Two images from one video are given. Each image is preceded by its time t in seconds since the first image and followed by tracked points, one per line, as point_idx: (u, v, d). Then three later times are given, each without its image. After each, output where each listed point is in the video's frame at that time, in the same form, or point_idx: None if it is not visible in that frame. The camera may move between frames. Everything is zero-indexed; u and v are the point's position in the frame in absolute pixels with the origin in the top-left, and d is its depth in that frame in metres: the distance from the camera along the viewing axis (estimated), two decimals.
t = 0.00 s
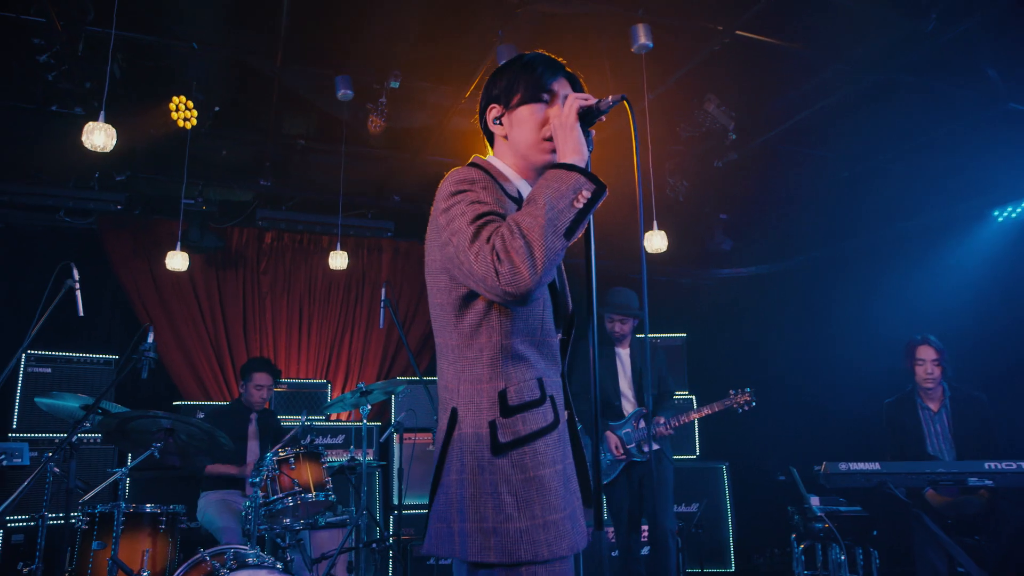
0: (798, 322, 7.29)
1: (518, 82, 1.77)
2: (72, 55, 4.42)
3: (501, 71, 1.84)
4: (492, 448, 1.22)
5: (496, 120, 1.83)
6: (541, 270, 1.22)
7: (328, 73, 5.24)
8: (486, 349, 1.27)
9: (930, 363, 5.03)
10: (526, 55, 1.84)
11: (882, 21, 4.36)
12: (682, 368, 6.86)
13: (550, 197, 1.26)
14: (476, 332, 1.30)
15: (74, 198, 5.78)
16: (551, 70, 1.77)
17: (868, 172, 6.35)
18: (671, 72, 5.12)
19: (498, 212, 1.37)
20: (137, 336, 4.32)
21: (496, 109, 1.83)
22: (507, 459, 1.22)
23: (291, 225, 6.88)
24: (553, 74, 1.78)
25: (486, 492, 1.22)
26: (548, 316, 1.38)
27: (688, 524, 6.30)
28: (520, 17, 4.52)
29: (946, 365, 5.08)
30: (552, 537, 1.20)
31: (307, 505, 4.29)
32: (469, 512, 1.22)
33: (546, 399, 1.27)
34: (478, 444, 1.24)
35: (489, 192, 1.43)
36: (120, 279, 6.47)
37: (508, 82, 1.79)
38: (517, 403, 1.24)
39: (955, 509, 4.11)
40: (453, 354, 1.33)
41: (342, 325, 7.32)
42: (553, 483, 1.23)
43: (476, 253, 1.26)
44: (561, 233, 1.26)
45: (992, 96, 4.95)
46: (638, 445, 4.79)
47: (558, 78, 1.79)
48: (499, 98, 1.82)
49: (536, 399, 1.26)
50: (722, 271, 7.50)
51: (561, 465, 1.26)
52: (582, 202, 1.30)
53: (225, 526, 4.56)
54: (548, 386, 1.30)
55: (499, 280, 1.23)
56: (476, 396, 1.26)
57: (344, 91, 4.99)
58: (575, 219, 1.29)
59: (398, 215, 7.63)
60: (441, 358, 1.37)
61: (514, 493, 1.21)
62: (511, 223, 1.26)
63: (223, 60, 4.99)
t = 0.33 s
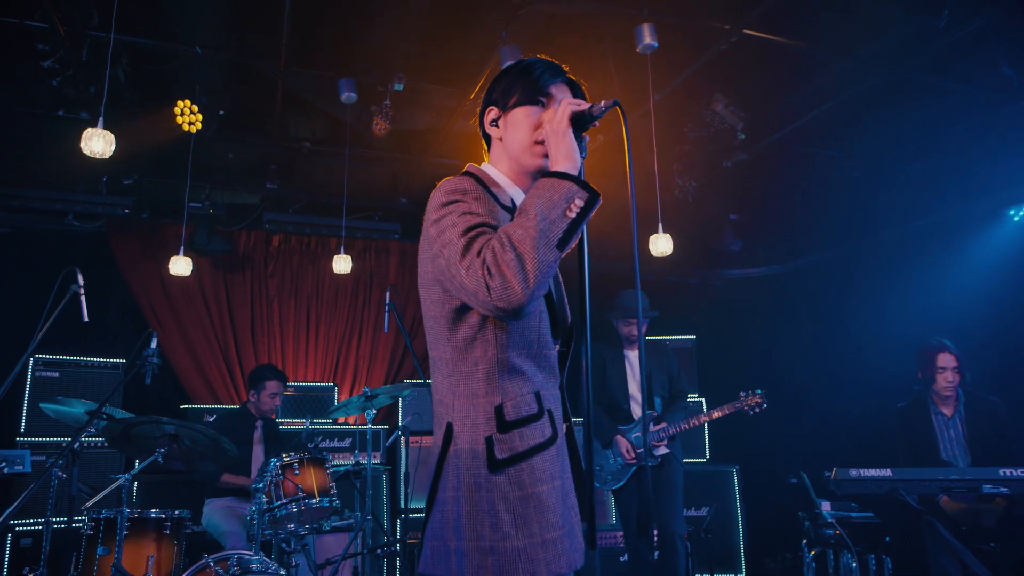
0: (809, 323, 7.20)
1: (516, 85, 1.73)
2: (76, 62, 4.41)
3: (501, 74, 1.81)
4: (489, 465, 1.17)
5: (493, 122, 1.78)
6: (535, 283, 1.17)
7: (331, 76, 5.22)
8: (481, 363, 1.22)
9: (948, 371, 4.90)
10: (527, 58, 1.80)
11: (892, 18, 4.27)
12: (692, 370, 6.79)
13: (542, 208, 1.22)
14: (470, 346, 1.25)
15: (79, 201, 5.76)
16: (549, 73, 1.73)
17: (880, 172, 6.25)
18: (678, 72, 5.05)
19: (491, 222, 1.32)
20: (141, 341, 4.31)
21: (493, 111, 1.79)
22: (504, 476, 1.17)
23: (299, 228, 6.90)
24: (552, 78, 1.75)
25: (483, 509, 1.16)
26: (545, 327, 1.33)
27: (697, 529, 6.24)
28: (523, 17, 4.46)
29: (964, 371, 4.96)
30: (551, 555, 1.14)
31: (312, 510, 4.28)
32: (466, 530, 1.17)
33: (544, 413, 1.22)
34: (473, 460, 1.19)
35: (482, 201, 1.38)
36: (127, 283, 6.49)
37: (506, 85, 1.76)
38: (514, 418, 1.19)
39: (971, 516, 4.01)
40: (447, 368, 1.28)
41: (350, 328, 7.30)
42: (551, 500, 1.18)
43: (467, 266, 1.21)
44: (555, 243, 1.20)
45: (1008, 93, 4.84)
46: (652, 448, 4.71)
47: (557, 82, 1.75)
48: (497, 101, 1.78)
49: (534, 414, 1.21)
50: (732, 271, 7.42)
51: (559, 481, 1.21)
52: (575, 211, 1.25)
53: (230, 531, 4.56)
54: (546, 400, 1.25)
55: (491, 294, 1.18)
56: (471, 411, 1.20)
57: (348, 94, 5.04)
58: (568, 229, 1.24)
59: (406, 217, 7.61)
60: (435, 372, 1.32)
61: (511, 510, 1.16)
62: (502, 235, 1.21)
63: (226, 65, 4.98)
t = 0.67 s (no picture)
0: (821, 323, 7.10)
1: (509, 94, 1.69)
2: (80, 67, 4.41)
3: (495, 81, 1.77)
4: (499, 483, 1.14)
5: (488, 130, 1.75)
6: (536, 297, 1.14)
7: (336, 79, 5.20)
8: (486, 379, 1.19)
9: (966, 372, 4.78)
10: (522, 66, 1.76)
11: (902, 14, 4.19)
12: (702, 372, 6.71)
13: (537, 221, 1.19)
14: (473, 361, 1.21)
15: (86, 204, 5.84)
16: (543, 79, 1.70)
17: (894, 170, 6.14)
18: (685, 71, 4.98)
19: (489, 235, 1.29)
20: (146, 345, 4.31)
21: (487, 119, 1.76)
22: (514, 494, 1.14)
23: (306, 231, 6.91)
24: (546, 84, 1.71)
25: (494, 529, 1.13)
26: (546, 339, 1.30)
27: (707, 532, 6.17)
28: (527, 18, 4.41)
29: (980, 375, 4.84)
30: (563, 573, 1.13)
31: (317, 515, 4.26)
32: (476, 550, 1.14)
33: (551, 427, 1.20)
34: (481, 479, 1.15)
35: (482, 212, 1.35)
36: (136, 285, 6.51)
37: (499, 93, 1.73)
38: (522, 434, 1.16)
39: (986, 524, 3.92)
40: (450, 384, 1.24)
41: (358, 330, 7.29)
42: (560, 516, 1.16)
43: (468, 284, 1.18)
44: (552, 257, 1.18)
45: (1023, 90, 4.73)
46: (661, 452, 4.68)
47: (552, 89, 1.71)
48: (490, 109, 1.75)
49: (540, 429, 1.18)
50: (744, 271, 7.34)
51: (567, 496, 1.19)
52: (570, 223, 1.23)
53: (235, 535, 4.56)
54: (552, 414, 1.22)
55: (492, 310, 1.15)
56: (477, 429, 1.17)
57: (352, 97, 4.96)
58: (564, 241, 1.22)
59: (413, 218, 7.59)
60: (436, 389, 1.28)
61: (522, 528, 1.13)
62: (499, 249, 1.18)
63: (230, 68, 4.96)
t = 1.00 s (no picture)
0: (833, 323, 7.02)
1: (501, 103, 1.72)
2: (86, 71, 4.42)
3: (487, 89, 1.80)
4: (510, 500, 1.19)
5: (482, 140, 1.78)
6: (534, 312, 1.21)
7: (340, 81, 5.18)
8: (492, 397, 1.24)
9: (981, 373, 4.69)
10: (513, 72, 1.79)
11: (913, 11, 4.11)
12: (711, 372, 6.67)
13: (529, 237, 1.27)
14: (477, 378, 1.26)
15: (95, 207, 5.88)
16: (535, 86, 1.72)
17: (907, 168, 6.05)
18: (693, 70, 4.93)
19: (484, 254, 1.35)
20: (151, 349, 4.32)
21: (480, 129, 1.79)
22: (524, 511, 1.20)
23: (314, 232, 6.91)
24: (538, 91, 1.73)
25: (507, 547, 1.19)
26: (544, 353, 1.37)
27: (716, 535, 6.13)
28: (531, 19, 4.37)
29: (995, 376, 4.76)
30: None
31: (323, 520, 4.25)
32: (489, 568, 1.19)
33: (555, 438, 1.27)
34: (491, 496, 1.20)
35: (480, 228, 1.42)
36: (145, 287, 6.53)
37: (490, 102, 1.76)
38: (530, 450, 1.23)
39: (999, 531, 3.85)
40: (454, 401, 1.28)
41: (367, 331, 7.29)
42: (567, 531, 1.24)
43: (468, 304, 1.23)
44: (545, 273, 1.25)
45: None
46: (670, 455, 4.59)
47: (543, 95, 1.74)
48: (483, 119, 1.78)
49: (545, 444, 1.25)
50: (755, 271, 7.27)
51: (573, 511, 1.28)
52: (562, 235, 1.31)
53: (244, 537, 4.55)
54: (554, 426, 1.29)
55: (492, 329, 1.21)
56: (484, 446, 1.22)
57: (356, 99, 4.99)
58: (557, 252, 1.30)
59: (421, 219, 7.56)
60: (438, 408, 1.33)
61: (534, 545, 1.20)
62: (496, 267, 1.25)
63: (234, 69, 4.94)
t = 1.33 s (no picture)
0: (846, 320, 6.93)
1: (492, 111, 1.72)
2: (90, 74, 4.44)
3: (478, 95, 1.80)
4: (513, 519, 1.30)
5: (474, 149, 1.78)
6: (531, 332, 1.31)
7: (344, 80, 5.13)
8: (494, 416, 1.35)
9: (982, 377, 4.68)
10: (503, 76, 1.78)
11: (925, 6, 4.02)
12: (720, 371, 6.63)
13: (523, 253, 1.36)
14: (479, 397, 1.37)
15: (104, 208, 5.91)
16: (526, 92, 1.72)
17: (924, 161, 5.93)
18: (701, 66, 4.86)
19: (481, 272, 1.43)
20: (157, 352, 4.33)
21: (473, 138, 1.79)
22: (529, 529, 1.31)
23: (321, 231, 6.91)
24: (530, 96, 1.73)
25: (512, 563, 1.29)
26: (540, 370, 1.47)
27: (726, 536, 6.08)
28: (535, 16, 4.30)
29: (1006, 378, 4.69)
30: None
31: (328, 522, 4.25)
32: None
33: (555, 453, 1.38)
34: (496, 513, 1.31)
35: (475, 241, 1.49)
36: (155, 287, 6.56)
37: (481, 109, 1.75)
38: (531, 467, 1.34)
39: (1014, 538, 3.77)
40: (457, 418, 1.39)
41: (376, 330, 7.29)
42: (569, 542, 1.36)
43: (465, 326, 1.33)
44: (540, 289, 1.36)
45: None
46: (676, 454, 4.55)
47: (535, 101, 1.74)
48: (474, 126, 1.77)
49: (545, 460, 1.37)
50: (767, 267, 7.20)
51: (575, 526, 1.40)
52: (557, 246, 1.41)
53: (250, 539, 4.59)
54: (552, 441, 1.41)
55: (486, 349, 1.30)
56: (488, 464, 1.33)
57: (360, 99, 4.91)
58: (551, 267, 1.39)
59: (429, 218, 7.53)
60: (441, 425, 1.43)
61: (539, 562, 1.31)
62: (492, 288, 1.34)
63: (237, 70, 4.91)
